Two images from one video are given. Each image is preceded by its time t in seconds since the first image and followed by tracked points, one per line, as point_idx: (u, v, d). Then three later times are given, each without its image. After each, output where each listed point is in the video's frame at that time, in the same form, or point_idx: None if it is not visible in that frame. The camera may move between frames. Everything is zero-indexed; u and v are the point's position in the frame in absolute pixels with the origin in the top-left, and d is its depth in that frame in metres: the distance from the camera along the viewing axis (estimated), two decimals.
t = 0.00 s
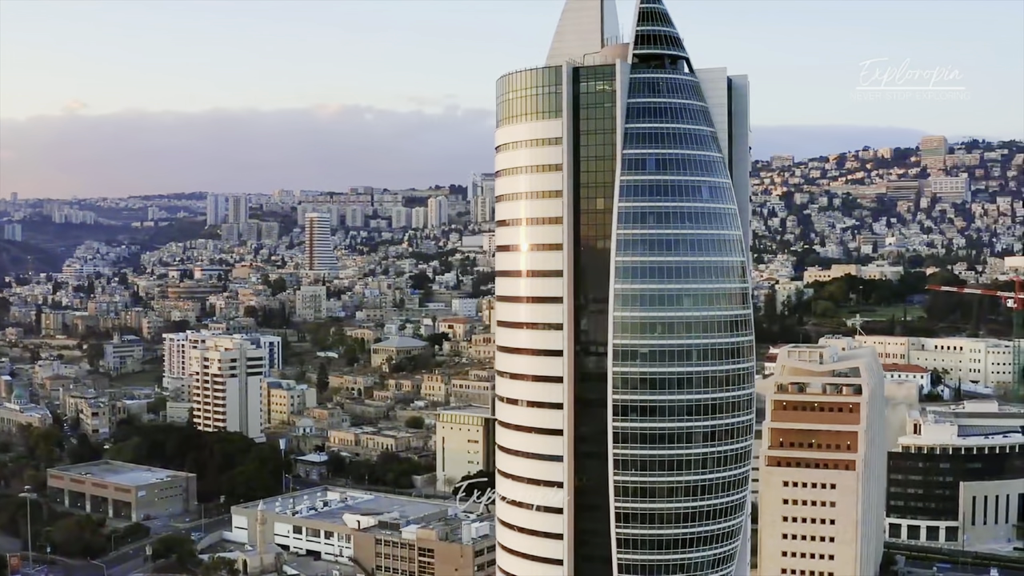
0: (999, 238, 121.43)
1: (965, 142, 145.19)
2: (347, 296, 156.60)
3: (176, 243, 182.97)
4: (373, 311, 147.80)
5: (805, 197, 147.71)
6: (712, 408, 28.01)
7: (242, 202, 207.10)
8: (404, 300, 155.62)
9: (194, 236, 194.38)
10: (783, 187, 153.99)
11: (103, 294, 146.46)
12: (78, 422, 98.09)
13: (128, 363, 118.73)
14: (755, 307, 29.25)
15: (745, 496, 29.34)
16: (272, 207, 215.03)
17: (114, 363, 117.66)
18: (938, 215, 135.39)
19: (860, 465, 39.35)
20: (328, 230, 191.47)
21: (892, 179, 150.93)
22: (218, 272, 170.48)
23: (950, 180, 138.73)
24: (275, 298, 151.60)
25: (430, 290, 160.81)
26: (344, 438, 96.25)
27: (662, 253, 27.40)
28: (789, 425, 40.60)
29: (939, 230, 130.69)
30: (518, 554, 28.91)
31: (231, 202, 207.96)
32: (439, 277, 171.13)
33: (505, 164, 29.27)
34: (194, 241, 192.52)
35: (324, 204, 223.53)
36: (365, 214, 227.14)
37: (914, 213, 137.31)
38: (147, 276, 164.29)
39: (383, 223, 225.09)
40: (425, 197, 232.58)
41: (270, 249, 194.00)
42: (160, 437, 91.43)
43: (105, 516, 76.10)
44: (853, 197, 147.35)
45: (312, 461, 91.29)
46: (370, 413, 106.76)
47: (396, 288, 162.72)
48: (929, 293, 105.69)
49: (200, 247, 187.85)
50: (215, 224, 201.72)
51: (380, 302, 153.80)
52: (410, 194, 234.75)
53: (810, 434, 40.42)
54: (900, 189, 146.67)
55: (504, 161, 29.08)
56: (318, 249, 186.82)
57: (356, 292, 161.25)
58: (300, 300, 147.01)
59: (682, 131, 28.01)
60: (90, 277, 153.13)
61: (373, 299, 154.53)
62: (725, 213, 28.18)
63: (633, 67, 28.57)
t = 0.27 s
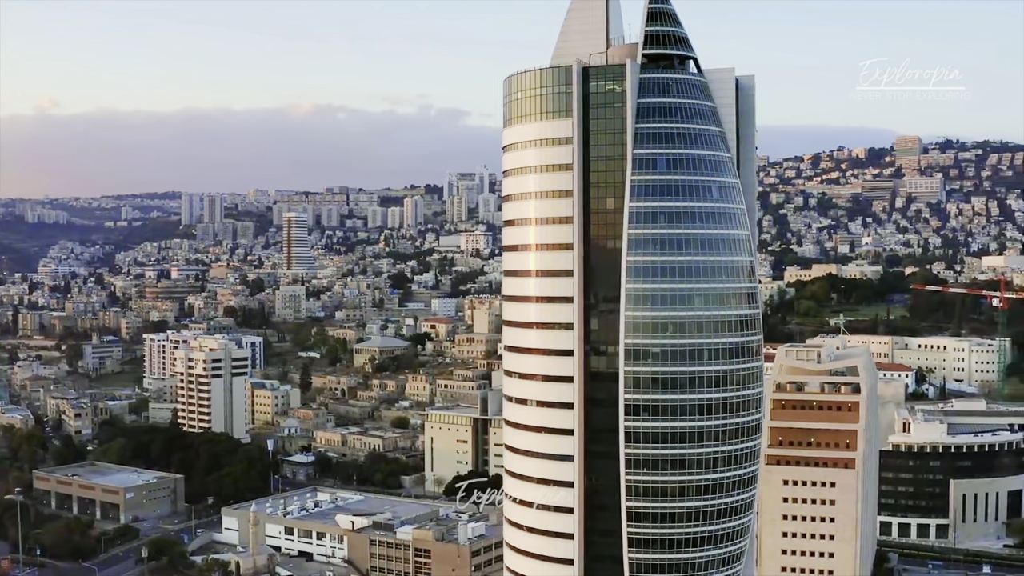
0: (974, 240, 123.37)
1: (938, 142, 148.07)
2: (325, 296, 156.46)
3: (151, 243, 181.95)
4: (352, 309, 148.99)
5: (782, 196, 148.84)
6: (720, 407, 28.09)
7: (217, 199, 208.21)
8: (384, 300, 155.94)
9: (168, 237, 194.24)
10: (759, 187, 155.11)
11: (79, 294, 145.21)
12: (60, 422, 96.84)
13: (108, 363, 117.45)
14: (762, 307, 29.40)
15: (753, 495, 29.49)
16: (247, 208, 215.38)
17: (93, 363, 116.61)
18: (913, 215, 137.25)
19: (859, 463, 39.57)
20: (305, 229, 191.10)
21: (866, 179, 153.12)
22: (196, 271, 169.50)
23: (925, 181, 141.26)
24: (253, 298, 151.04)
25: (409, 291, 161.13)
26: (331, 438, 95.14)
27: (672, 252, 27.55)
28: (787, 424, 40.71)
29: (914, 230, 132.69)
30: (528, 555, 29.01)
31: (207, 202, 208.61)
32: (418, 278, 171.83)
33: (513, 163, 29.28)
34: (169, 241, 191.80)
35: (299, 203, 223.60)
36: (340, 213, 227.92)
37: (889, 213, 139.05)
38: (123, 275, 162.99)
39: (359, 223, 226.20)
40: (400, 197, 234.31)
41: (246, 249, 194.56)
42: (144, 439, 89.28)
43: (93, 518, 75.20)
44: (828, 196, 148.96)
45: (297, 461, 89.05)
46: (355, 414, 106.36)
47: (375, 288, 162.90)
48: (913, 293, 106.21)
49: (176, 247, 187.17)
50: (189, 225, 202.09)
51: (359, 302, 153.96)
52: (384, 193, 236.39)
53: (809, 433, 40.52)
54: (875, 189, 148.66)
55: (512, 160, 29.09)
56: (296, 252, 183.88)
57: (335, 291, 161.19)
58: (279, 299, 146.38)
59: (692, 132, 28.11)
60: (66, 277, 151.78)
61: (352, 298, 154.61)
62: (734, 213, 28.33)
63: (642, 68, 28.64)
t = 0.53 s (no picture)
0: (949, 241, 126.75)
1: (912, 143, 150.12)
2: (305, 296, 155.92)
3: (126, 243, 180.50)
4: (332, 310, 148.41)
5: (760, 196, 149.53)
6: (730, 406, 28.22)
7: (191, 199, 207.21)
8: (363, 300, 155.69)
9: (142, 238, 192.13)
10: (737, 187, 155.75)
11: (56, 294, 143.72)
12: (42, 424, 95.65)
13: (87, 364, 116.48)
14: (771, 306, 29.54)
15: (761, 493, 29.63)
16: (223, 207, 213.65)
17: (72, 364, 115.50)
18: (888, 216, 138.70)
19: (859, 461, 39.77)
20: (283, 228, 190.28)
21: (841, 179, 154.75)
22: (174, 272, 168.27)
23: (901, 180, 144.10)
24: (233, 298, 150.20)
25: (388, 291, 160.91)
26: (318, 439, 94.22)
27: (684, 252, 27.62)
28: (787, 423, 40.56)
29: (889, 231, 134.24)
30: (538, 554, 29.05)
31: (181, 202, 206.96)
32: (397, 278, 171.71)
33: (522, 163, 29.31)
34: (144, 241, 190.49)
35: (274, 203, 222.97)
36: (316, 213, 227.27)
37: (865, 213, 140.33)
38: (100, 276, 161.43)
39: (334, 223, 225.98)
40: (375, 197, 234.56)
41: (221, 249, 193.81)
42: (130, 439, 87.29)
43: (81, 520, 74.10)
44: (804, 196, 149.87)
45: (285, 462, 87.69)
46: (340, 414, 105.84)
47: (355, 288, 162.54)
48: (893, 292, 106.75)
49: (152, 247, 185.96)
50: (164, 224, 200.87)
51: (339, 302, 153.60)
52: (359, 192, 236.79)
53: (808, 431, 40.46)
54: (850, 190, 150.05)
55: (521, 160, 29.14)
56: (274, 250, 184.02)
57: (314, 291, 160.65)
58: (259, 300, 145.54)
59: (702, 131, 28.21)
60: (41, 278, 150.25)
61: (332, 299, 154.18)
62: (743, 213, 28.47)
63: (651, 68, 28.69)
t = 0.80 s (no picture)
0: (924, 240, 129.05)
1: (885, 143, 151.94)
2: (283, 296, 155.41)
3: (100, 243, 178.90)
4: (311, 309, 148.22)
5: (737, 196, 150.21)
6: (739, 405, 28.34)
7: (165, 198, 206.08)
8: (342, 299, 155.41)
9: (117, 237, 190.04)
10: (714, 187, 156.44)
11: (31, 295, 142.24)
12: (24, 426, 94.59)
13: (65, 365, 115.74)
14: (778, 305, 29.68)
15: (770, 491, 29.78)
16: (198, 206, 213.05)
17: (50, 365, 114.44)
18: (862, 216, 140.00)
19: (858, 459, 40.07)
20: (260, 227, 189.35)
21: (816, 179, 155.90)
22: (151, 272, 166.92)
23: (875, 180, 146.70)
24: (211, 298, 149.40)
25: (367, 291, 160.53)
26: (304, 440, 93.69)
27: (693, 251, 27.76)
28: (785, 421, 40.55)
29: (864, 231, 135.61)
30: (548, 554, 29.15)
31: (155, 202, 204.44)
32: (375, 278, 171.44)
33: (530, 163, 29.42)
34: (118, 241, 188.94)
35: (249, 203, 222.02)
36: (291, 213, 226.76)
37: (840, 213, 141.47)
38: (75, 276, 159.98)
39: (309, 223, 225.38)
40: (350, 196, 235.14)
41: (196, 249, 193.39)
42: (114, 440, 85.54)
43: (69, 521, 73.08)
44: (779, 196, 151.37)
45: (270, 462, 86.51)
46: (324, 414, 105.41)
47: (333, 288, 162.15)
48: (874, 292, 107.21)
49: (126, 246, 184.66)
50: (139, 224, 199.63)
51: (318, 302, 153.23)
52: (335, 191, 237.26)
53: (806, 430, 40.58)
54: (824, 189, 151.30)
55: (529, 160, 29.27)
56: (251, 249, 183.58)
57: (292, 291, 160.11)
58: (237, 300, 144.83)
59: (710, 131, 28.30)
60: (16, 278, 148.72)
61: (310, 298, 153.79)
62: (751, 212, 28.61)
63: (661, 67, 28.76)
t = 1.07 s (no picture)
0: (900, 241, 130.36)
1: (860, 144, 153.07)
2: (261, 296, 154.75)
3: (75, 243, 177.21)
4: (290, 309, 147.58)
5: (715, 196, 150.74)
6: (749, 404, 28.45)
7: (140, 198, 204.61)
8: (321, 300, 154.93)
9: (91, 237, 188.31)
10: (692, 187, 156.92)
11: (7, 295, 140.71)
12: (4, 428, 93.38)
13: (44, 365, 114.77)
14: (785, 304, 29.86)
15: (777, 490, 29.89)
16: (172, 207, 211.91)
17: (28, 366, 113.23)
18: (838, 216, 141.09)
19: (856, 458, 40.26)
20: (237, 226, 188.32)
21: (792, 180, 156.78)
22: (128, 272, 165.50)
23: (849, 181, 148.37)
24: (189, 298, 148.47)
25: (346, 291, 160.01)
26: (290, 441, 93.11)
27: (703, 251, 27.96)
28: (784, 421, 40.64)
29: (839, 230, 136.71)
30: (557, 554, 29.11)
31: (129, 201, 202.86)
32: (353, 278, 171.04)
33: (538, 162, 29.49)
34: (93, 241, 187.34)
35: (224, 203, 220.86)
36: (266, 213, 225.91)
37: (816, 213, 142.36)
38: (50, 276, 158.37)
39: (285, 223, 224.59)
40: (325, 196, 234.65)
41: (171, 249, 192.40)
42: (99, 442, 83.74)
43: (55, 524, 71.90)
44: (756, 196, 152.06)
45: (258, 464, 85.41)
46: (308, 415, 104.80)
47: (311, 288, 161.56)
48: (856, 292, 107.38)
49: (101, 246, 183.17)
50: (114, 224, 197.96)
51: (296, 302, 152.69)
52: (310, 191, 236.54)
53: (805, 429, 40.71)
54: (800, 189, 152.17)
55: (537, 159, 29.39)
56: (228, 249, 182.46)
57: (270, 291, 159.39)
58: (216, 300, 143.94)
59: (720, 131, 28.42)
60: None
61: (289, 299, 153.24)
62: (759, 212, 28.83)
63: (670, 68, 28.83)
